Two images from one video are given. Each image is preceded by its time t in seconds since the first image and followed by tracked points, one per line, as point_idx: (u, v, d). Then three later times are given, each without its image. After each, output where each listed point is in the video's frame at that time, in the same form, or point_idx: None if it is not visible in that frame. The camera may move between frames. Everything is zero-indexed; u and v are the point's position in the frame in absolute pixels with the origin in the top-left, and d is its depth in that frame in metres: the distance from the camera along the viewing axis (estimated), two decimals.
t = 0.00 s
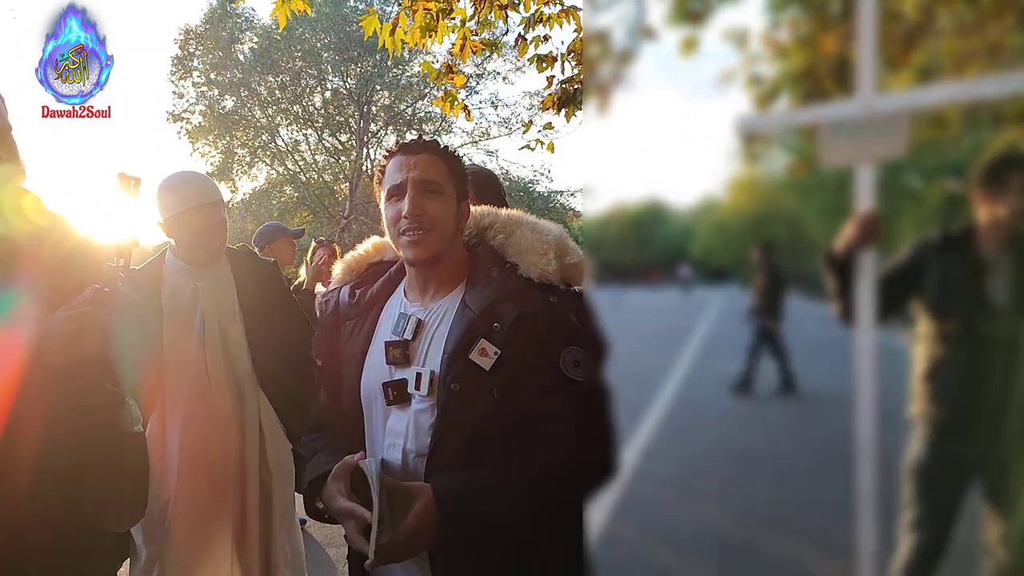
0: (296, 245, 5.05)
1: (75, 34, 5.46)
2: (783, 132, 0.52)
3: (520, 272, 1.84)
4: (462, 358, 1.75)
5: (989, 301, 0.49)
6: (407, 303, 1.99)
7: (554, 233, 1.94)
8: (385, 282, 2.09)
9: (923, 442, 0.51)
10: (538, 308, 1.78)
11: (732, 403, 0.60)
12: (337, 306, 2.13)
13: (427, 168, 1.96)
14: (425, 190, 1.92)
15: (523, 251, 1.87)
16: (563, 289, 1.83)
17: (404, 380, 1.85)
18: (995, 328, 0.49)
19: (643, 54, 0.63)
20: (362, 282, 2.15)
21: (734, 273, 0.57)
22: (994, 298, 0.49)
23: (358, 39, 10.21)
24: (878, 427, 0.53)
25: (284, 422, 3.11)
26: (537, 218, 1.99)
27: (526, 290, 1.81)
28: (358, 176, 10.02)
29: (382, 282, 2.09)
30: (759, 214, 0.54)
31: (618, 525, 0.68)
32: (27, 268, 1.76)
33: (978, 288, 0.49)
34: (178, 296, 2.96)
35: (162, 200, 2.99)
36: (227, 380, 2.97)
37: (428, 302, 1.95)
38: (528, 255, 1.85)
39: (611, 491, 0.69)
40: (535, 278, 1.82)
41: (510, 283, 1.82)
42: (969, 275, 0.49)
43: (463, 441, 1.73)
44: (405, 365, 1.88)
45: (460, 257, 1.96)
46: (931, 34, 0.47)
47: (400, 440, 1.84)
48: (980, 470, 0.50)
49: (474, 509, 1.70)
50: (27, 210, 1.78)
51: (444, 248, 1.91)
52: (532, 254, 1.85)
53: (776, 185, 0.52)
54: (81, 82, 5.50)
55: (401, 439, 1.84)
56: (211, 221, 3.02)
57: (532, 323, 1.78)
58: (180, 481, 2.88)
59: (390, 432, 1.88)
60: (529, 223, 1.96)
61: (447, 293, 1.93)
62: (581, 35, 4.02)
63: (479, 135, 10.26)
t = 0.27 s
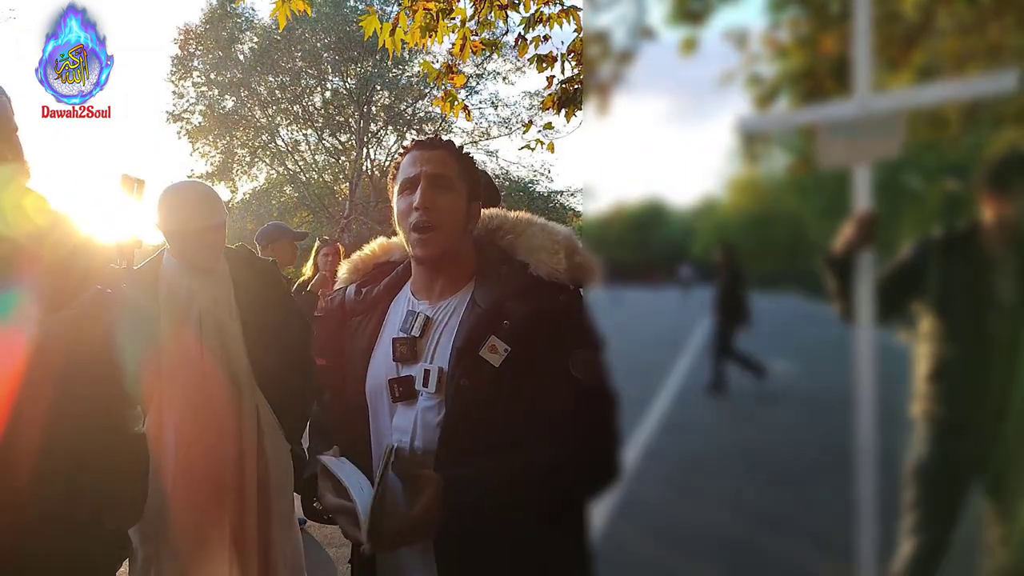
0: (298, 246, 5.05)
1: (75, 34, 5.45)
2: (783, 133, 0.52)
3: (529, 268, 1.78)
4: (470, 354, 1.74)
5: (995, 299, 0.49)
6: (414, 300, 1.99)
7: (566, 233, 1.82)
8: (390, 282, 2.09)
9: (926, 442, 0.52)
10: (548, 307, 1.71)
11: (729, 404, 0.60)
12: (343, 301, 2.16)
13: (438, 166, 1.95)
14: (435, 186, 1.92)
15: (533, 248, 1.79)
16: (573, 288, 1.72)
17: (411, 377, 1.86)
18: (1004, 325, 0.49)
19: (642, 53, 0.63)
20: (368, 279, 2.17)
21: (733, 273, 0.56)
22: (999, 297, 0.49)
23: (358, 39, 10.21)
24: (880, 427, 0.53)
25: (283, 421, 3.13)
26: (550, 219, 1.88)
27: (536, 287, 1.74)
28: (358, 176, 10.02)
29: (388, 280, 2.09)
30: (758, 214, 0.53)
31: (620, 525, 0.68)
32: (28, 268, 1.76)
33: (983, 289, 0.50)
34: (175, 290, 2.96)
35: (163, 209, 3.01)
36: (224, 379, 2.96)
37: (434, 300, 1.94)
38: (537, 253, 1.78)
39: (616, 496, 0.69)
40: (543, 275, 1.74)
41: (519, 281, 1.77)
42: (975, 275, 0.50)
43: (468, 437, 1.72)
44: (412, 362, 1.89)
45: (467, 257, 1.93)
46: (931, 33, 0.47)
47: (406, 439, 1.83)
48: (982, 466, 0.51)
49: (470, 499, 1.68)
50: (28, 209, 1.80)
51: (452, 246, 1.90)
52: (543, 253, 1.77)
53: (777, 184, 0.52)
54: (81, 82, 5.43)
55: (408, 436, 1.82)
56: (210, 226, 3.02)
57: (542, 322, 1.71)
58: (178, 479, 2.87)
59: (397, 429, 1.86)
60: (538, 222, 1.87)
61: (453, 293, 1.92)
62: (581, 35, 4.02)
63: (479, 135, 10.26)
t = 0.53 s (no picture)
0: (300, 246, 5.06)
1: (75, 34, 5.45)
2: (783, 133, 0.52)
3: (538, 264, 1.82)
4: (484, 346, 1.77)
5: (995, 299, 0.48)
6: (421, 299, 1.99)
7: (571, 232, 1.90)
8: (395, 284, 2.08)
9: (926, 442, 0.51)
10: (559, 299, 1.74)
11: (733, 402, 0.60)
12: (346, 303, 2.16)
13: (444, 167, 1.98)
14: (442, 186, 1.94)
15: (542, 245, 1.84)
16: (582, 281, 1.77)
17: (421, 372, 1.87)
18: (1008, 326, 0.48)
19: (642, 53, 0.63)
20: (370, 283, 2.17)
21: (733, 274, 0.57)
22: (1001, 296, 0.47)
23: (358, 39, 10.21)
24: (880, 427, 0.52)
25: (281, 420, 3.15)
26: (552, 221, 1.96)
27: (547, 280, 1.78)
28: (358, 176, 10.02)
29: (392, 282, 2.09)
30: (759, 213, 0.54)
31: (628, 522, 0.69)
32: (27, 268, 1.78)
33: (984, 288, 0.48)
34: (173, 290, 2.96)
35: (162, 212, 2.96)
36: (223, 378, 2.98)
37: (443, 298, 1.94)
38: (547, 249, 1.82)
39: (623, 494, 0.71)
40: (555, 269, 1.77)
41: (529, 275, 1.81)
42: (976, 275, 0.49)
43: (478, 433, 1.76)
44: (421, 358, 1.90)
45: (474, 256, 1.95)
46: (931, 33, 0.47)
47: (419, 432, 1.85)
48: (982, 469, 0.50)
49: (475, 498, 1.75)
50: (27, 209, 1.84)
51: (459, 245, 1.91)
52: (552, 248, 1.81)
53: (777, 184, 0.53)
54: (81, 82, 5.50)
55: (421, 431, 1.84)
56: (209, 230, 2.99)
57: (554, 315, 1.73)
58: (177, 480, 2.88)
59: (407, 425, 1.88)
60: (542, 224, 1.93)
61: (461, 291, 1.93)
62: (581, 35, 4.01)
63: (479, 135, 10.25)
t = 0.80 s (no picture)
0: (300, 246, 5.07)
1: (75, 35, 5.47)
2: (783, 132, 0.52)
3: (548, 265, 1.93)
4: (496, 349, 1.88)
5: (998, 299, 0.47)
6: (427, 300, 2.13)
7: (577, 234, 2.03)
8: (399, 284, 2.22)
9: (927, 442, 0.50)
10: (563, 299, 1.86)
11: (732, 401, 0.61)
12: (349, 305, 2.26)
13: (444, 171, 2.11)
14: (442, 191, 2.08)
15: (547, 247, 1.97)
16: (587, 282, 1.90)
17: (429, 375, 2.00)
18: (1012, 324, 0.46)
19: (642, 53, 0.63)
20: (373, 284, 2.27)
21: (733, 274, 0.57)
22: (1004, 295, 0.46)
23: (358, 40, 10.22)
24: (880, 426, 0.52)
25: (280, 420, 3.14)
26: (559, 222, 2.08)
27: (551, 282, 1.90)
28: (359, 176, 10.03)
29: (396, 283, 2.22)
30: (760, 213, 0.54)
31: (633, 521, 0.69)
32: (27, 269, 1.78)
33: (986, 286, 0.47)
34: (172, 291, 2.96)
35: (159, 216, 3.01)
36: (223, 380, 2.96)
37: (448, 299, 2.09)
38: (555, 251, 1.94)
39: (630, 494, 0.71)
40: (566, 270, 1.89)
41: (535, 278, 1.92)
42: (978, 272, 0.48)
43: (484, 431, 1.87)
44: (429, 360, 2.03)
45: (477, 257, 2.10)
46: (931, 32, 0.47)
47: (430, 434, 1.98)
48: (982, 469, 0.49)
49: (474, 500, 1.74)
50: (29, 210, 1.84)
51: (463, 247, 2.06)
52: (559, 250, 1.95)
53: (777, 184, 0.53)
54: (81, 82, 5.40)
55: (431, 433, 1.98)
56: (206, 234, 3.01)
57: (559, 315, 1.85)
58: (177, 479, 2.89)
59: (416, 427, 2.01)
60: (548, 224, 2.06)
61: (465, 292, 2.07)
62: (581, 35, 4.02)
63: (479, 135, 10.27)
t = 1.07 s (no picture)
0: (301, 247, 5.07)
1: (75, 35, 5.47)
2: (784, 133, 0.52)
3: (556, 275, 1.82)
4: (495, 358, 1.84)
5: (1002, 299, 0.46)
6: (435, 300, 2.13)
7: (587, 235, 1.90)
8: (409, 284, 2.21)
9: (931, 442, 0.50)
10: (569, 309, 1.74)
11: (734, 401, 0.61)
12: (357, 307, 2.22)
13: (478, 174, 2.15)
14: (481, 195, 2.11)
15: (554, 251, 1.86)
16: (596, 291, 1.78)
17: (434, 381, 1.98)
18: (1016, 325, 0.46)
19: (642, 54, 0.63)
20: (380, 283, 2.26)
21: (734, 273, 0.58)
22: (1008, 295, 0.46)
23: (358, 39, 10.22)
24: (882, 427, 0.52)
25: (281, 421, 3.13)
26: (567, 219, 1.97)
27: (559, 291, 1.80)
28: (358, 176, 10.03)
29: (406, 281, 2.21)
30: (760, 213, 0.54)
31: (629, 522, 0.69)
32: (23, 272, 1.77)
33: (988, 286, 0.47)
34: (172, 292, 2.97)
35: (158, 217, 2.97)
36: (223, 381, 2.97)
37: (456, 302, 2.09)
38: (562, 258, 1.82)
39: (627, 500, 0.71)
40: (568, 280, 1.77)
41: (543, 284, 1.83)
42: (981, 272, 0.47)
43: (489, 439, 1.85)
44: (435, 365, 2.01)
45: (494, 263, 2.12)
46: (931, 32, 0.46)
47: (432, 441, 1.96)
48: (986, 469, 0.48)
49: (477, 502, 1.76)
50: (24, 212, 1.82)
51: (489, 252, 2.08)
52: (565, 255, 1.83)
53: (778, 185, 0.53)
54: (81, 82, 5.45)
55: (433, 440, 1.96)
56: (207, 236, 2.98)
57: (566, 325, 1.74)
58: (176, 481, 2.89)
59: (421, 433, 1.99)
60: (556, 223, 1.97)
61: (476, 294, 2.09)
62: (581, 35, 4.02)
63: (479, 135, 10.26)
